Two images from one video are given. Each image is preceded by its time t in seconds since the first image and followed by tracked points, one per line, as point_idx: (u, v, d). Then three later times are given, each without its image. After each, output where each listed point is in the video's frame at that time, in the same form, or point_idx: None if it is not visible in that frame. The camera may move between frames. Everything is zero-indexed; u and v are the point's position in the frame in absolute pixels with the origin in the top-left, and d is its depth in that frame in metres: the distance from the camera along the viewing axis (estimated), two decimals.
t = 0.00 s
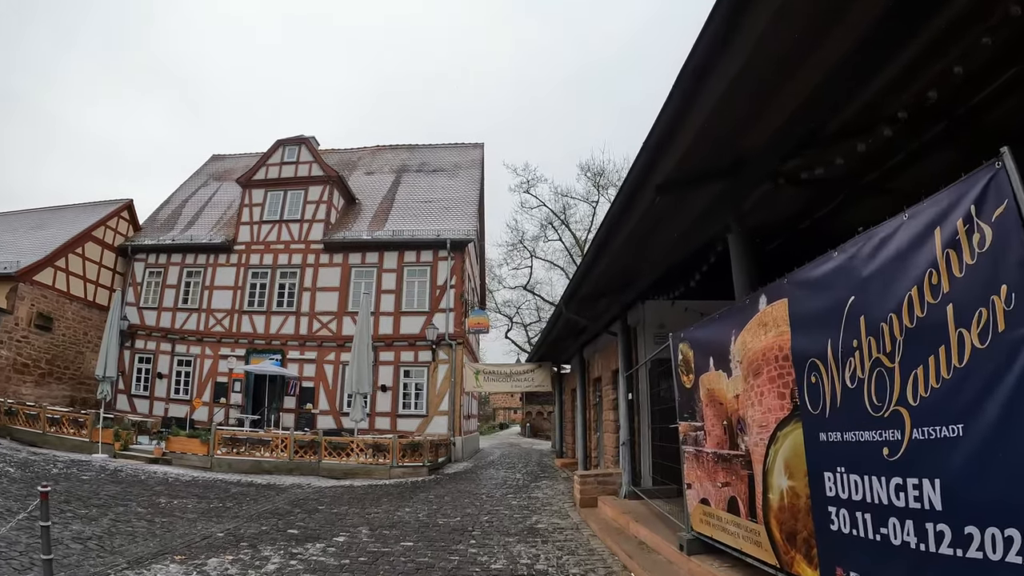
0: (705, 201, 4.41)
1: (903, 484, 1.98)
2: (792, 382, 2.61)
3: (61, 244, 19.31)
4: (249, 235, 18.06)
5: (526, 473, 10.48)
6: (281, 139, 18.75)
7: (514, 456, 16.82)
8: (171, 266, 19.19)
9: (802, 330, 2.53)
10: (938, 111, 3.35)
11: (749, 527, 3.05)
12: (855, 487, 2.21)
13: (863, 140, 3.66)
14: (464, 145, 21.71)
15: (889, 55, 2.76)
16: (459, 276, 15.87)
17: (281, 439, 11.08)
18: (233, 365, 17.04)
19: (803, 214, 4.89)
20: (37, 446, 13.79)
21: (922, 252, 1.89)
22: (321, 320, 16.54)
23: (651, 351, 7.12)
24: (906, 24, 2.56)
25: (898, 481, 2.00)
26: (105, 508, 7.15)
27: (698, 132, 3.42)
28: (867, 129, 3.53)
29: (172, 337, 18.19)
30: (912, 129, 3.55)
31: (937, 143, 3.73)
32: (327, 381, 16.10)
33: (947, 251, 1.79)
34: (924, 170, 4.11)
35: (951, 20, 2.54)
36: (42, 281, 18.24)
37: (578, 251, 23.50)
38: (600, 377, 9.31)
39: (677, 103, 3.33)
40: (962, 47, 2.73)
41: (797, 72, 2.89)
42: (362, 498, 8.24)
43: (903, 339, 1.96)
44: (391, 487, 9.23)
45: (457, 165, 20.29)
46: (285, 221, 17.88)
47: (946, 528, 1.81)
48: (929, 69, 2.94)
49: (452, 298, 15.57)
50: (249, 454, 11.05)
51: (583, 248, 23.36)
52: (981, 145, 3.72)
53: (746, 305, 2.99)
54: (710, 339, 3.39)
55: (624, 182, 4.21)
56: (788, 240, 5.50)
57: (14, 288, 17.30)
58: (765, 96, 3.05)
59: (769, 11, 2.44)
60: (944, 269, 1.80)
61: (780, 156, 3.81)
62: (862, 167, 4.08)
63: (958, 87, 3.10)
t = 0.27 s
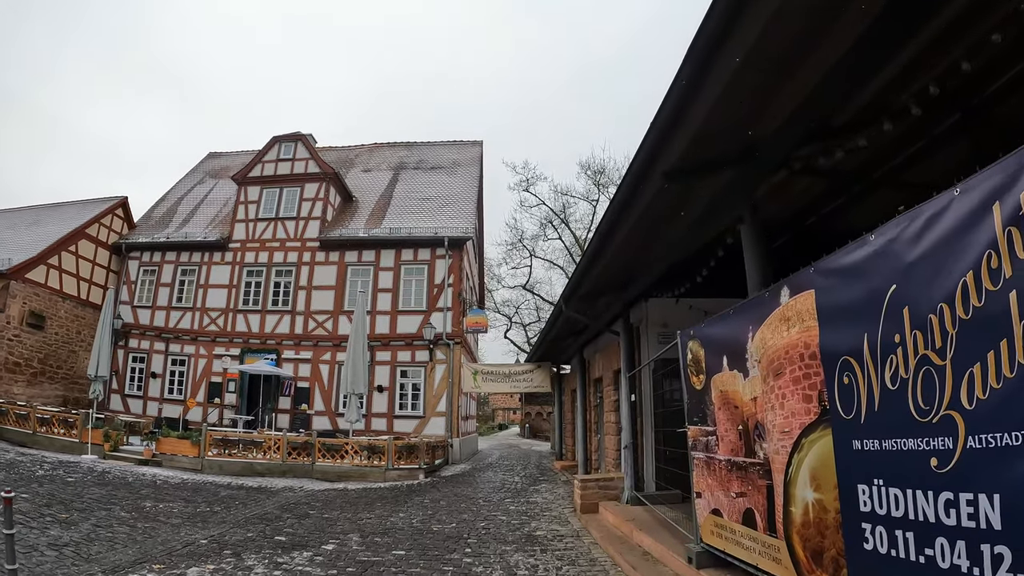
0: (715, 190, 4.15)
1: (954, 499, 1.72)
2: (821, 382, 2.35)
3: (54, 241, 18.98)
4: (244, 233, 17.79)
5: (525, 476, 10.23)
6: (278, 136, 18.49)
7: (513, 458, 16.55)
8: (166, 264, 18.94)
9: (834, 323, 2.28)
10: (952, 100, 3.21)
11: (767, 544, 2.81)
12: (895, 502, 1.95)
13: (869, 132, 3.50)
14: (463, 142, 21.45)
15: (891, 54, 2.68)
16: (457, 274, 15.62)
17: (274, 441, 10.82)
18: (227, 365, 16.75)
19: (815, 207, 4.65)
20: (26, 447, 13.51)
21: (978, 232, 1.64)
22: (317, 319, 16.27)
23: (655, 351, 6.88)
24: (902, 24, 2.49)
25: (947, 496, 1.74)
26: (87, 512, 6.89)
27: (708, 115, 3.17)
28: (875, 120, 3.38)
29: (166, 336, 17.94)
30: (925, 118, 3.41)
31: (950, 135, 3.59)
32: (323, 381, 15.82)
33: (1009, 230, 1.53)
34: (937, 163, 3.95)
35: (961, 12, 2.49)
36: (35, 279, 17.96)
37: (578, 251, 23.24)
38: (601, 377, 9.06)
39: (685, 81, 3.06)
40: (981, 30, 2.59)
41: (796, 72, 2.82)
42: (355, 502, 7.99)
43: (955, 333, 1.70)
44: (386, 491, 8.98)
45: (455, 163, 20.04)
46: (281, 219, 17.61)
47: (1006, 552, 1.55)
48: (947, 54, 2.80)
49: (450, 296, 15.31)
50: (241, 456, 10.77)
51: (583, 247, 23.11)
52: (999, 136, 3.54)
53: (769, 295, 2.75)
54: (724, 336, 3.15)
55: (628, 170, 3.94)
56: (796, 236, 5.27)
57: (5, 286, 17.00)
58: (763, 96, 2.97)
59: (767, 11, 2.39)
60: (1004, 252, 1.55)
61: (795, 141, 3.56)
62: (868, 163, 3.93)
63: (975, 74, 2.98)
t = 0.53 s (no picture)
0: (725, 176, 3.94)
1: (1013, 504, 1.49)
2: (854, 373, 2.13)
3: (48, 237, 18.72)
4: (240, 230, 17.54)
5: (524, 477, 9.99)
6: (275, 132, 18.26)
7: (512, 459, 16.32)
8: (161, 262, 18.70)
9: (868, 309, 2.07)
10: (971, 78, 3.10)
11: (787, 552, 2.61)
12: (942, 507, 1.72)
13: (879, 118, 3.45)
14: (462, 139, 21.23)
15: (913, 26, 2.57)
16: (456, 272, 15.40)
17: (268, 440, 10.59)
18: (222, 363, 16.50)
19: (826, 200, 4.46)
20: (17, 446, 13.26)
21: None
22: (314, 317, 16.03)
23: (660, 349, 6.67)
24: (902, 21, 2.55)
25: (1005, 500, 1.52)
26: (71, 514, 6.65)
27: (723, 88, 2.98)
28: (884, 106, 3.33)
29: (161, 334, 17.70)
30: (938, 104, 3.35)
31: (965, 120, 3.53)
32: (319, 380, 15.58)
33: None
34: (955, 149, 3.78)
35: None
36: (28, 276, 17.68)
37: (578, 249, 23.03)
38: (602, 376, 8.84)
39: (699, 51, 2.87)
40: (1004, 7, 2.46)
41: (795, 71, 2.89)
42: (350, 503, 7.76)
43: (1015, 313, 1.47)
44: (382, 492, 8.76)
45: (454, 160, 19.83)
46: (278, 216, 17.37)
47: None
48: (956, 45, 2.81)
49: (449, 294, 15.08)
50: (234, 456, 10.53)
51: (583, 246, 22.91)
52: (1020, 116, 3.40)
53: (794, 279, 2.53)
54: (741, 327, 2.94)
55: (636, 151, 3.72)
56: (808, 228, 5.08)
57: None
58: (765, 91, 3.00)
59: (766, 11, 2.42)
60: None
61: (810, 122, 3.41)
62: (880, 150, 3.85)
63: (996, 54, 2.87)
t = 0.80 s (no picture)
0: (742, 157, 3.72)
1: None
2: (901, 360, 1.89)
3: (42, 234, 18.40)
4: (237, 226, 17.29)
5: (525, 478, 9.74)
6: (272, 127, 18.00)
7: (513, 459, 16.06)
8: (157, 259, 18.45)
9: (917, 289, 1.82)
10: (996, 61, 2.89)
11: (819, 562, 2.37)
12: (1010, 510, 1.48)
13: (894, 103, 3.28)
14: (461, 136, 20.99)
15: None
16: (456, 269, 15.15)
17: (263, 440, 10.35)
18: (218, 362, 16.22)
19: (849, 180, 4.25)
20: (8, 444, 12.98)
21: None
22: (310, 315, 15.77)
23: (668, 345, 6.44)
24: None
25: None
26: (55, 515, 6.40)
27: (744, 53, 2.77)
28: (898, 92, 3.17)
29: (156, 332, 17.45)
30: (956, 90, 3.18)
31: (981, 111, 3.36)
32: (316, 379, 15.33)
33: None
34: (982, 130, 3.57)
35: None
36: (21, 273, 17.37)
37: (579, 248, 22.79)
38: (605, 375, 8.60)
39: (721, 10, 2.67)
40: None
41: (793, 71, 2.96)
42: (345, 505, 7.51)
43: None
44: (379, 493, 8.51)
45: (454, 156, 19.58)
46: (275, 212, 17.11)
47: None
48: (970, 30, 2.66)
49: (448, 292, 14.83)
50: (227, 456, 10.29)
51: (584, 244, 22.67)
52: None
53: (829, 260, 2.29)
54: (766, 315, 2.70)
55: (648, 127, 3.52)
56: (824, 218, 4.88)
57: None
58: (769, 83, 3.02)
59: (766, 9, 2.48)
60: None
61: (827, 104, 3.22)
62: (899, 135, 3.67)
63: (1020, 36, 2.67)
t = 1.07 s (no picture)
0: (757, 142, 3.48)
1: None
2: (960, 355, 1.63)
3: (36, 231, 18.10)
4: (233, 224, 17.03)
5: (525, 481, 9.50)
6: (269, 124, 17.73)
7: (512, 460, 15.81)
8: (152, 257, 18.20)
9: (976, 271, 1.57)
10: None
11: None
12: None
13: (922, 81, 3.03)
14: (461, 133, 20.74)
15: None
16: (454, 267, 14.90)
17: (255, 441, 10.10)
18: (213, 361, 15.97)
19: (868, 170, 4.01)
20: None
21: None
22: (307, 314, 15.51)
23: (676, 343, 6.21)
24: None
25: None
26: (34, 519, 6.13)
27: (748, 51, 2.65)
28: (931, 65, 2.91)
29: (151, 331, 17.20)
30: (980, 70, 2.97)
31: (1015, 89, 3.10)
32: (313, 379, 15.07)
33: None
34: (1012, 114, 3.33)
35: None
36: (14, 271, 17.07)
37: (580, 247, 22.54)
38: (608, 375, 8.36)
39: None
40: None
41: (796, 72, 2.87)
42: (338, 510, 7.25)
43: None
44: (374, 496, 8.27)
45: (453, 154, 19.33)
46: (271, 209, 16.84)
47: None
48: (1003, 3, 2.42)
49: (447, 290, 14.58)
50: (219, 457, 10.05)
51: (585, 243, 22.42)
52: None
53: (867, 242, 2.06)
54: (793, 307, 2.47)
55: (657, 110, 3.28)
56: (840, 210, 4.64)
57: None
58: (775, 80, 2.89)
59: (767, 6, 2.38)
60: None
61: (844, 87, 2.98)
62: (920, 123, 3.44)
63: None
